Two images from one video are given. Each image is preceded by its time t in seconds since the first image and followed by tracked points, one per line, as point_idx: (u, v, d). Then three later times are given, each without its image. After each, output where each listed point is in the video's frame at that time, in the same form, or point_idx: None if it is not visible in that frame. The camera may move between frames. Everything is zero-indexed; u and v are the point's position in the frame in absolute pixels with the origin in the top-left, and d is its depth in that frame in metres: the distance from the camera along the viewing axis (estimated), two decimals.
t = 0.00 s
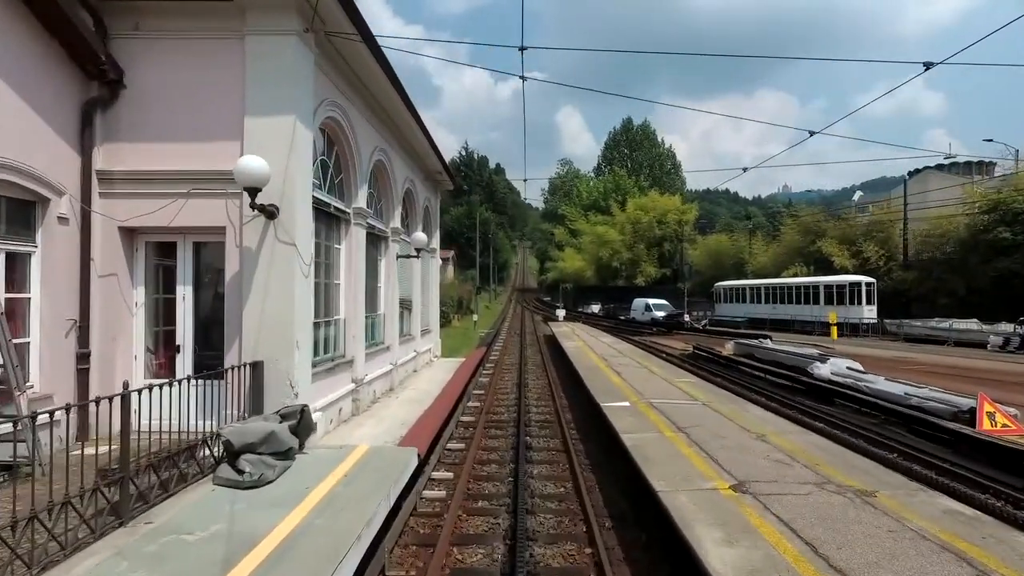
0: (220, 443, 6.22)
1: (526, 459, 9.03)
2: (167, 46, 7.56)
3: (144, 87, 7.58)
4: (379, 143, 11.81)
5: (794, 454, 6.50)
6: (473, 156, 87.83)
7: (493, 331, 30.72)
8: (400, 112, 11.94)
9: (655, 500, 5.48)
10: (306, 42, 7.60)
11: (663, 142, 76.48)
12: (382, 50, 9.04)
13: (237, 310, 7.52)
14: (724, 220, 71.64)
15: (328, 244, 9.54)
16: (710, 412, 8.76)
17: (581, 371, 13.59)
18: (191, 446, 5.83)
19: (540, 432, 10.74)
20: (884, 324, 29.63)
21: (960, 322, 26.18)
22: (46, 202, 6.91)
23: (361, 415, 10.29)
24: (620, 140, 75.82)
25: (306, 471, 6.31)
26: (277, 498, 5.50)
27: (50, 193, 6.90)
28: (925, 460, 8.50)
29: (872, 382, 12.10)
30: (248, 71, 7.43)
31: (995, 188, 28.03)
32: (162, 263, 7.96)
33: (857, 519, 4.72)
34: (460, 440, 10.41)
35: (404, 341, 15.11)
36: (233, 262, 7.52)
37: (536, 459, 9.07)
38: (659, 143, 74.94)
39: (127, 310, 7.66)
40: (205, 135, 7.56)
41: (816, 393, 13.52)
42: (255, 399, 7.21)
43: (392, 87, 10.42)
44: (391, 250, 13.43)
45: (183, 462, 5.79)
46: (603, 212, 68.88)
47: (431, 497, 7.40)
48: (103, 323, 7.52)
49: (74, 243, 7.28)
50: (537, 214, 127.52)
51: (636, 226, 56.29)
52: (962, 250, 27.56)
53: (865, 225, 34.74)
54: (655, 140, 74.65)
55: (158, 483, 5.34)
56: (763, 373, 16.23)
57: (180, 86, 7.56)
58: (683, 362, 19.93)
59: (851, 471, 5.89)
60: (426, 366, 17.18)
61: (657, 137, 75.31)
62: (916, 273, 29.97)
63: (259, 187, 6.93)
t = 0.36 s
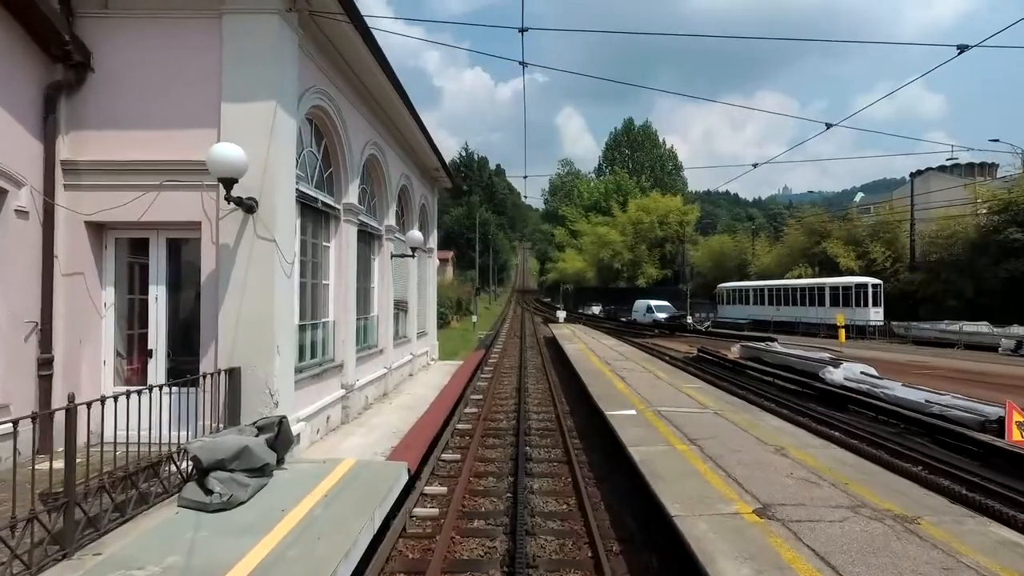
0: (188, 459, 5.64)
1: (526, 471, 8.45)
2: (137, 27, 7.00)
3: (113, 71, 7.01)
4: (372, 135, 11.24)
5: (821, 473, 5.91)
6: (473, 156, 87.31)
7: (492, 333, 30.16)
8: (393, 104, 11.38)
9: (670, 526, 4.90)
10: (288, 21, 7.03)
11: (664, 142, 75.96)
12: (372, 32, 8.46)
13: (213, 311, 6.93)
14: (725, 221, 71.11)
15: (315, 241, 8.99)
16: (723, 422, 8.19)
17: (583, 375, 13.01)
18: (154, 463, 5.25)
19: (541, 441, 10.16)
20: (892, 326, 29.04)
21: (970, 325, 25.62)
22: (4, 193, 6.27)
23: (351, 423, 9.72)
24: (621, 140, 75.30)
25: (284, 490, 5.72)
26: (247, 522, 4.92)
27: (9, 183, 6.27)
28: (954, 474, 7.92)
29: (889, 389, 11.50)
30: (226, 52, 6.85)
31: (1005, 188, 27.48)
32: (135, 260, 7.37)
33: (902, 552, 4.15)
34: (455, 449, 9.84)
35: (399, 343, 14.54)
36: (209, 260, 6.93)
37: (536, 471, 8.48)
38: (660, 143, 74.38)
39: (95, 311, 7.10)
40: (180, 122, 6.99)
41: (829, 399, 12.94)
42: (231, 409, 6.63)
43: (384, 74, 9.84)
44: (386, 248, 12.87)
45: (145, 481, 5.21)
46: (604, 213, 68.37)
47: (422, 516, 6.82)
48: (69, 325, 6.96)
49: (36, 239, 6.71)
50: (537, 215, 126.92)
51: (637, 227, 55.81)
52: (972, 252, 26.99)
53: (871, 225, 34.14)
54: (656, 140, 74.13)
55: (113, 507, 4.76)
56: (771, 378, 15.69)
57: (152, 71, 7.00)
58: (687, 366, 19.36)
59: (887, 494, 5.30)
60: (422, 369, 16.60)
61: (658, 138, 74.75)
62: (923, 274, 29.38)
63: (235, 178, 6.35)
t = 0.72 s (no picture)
0: (128, 482, 4.98)
1: (511, 486, 7.85)
2: None
3: (54, 45, 6.30)
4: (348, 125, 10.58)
5: (835, 493, 5.40)
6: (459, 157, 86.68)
7: (477, 336, 29.50)
8: (371, 93, 10.75)
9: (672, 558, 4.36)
10: None
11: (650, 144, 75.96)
12: (344, 9, 7.82)
13: (164, 314, 6.25)
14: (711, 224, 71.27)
15: (283, 238, 8.32)
16: (721, 433, 7.66)
17: (571, 381, 12.45)
18: (84, 488, 4.63)
19: (527, 452, 9.56)
20: (878, 329, 28.96)
21: (957, 328, 25.56)
22: None
23: (323, 434, 9.04)
24: (607, 142, 75.15)
25: (238, 517, 5.07)
26: (190, 558, 4.27)
27: None
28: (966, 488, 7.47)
29: (888, 395, 11.11)
30: (179, 26, 6.16)
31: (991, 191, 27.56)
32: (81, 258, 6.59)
33: None
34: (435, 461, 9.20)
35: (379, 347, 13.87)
36: (159, 257, 6.24)
37: (522, 486, 7.88)
38: (647, 145, 74.35)
39: (34, 313, 6.38)
40: (128, 104, 6.30)
41: (824, 405, 12.53)
42: (183, 423, 5.95)
43: (359, 57, 9.19)
44: (364, 247, 12.21)
45: (73, 509, 4.56)
46: (590, 215, 68.07)
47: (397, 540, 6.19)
48: (2, 328, 6.24)
49: None
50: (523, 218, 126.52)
51: (623, 228, 55.62)
52: (958, 255, 27.00)
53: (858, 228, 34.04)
54: (642, 142, 74.09)
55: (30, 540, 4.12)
56: (763, 383, 15.26)
57: (98, 47, 6.30)
58: (677, 370, 18.91)
59: (911, 518, 4.81)
60: (403, 374, 15.93)
61: (645, 139, 74.73)
62: (910, 277, 29.35)
63: (188, 165, 5.69)
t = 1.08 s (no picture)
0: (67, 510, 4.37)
1: (506, 502, 7.26)
2: None
3: None
4: (333, 116, 9.98)
5: (867, 518, 4.85)
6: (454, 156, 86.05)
7: (470, 337, 28.88)
8: (357, 81, 10.12)
9: None
10: None
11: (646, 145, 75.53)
12: None
13: (121, 317, 5.62)
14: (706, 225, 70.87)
15: (258, 233, 7.70)
16: (732, 445, 7.12)
17: (569, 386, 11.88)
18: (10, 520, 4.01)
19: (523, 463, 8.96)
20: (878, 331, 28.57)
21: (958, 330, 25.16)
22: None
23: (304, 445, 8.43)
24: (603, 142, 74.69)
25: (194, 548, 4.45)
26: None
27: None
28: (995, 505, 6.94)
29: (901, 401, 10.59)
30: None
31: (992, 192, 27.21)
32: (32, 254, 5.88)
33: None
34: (424, 473, 8.61)
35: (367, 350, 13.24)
36: (116, 254, 5.62)
37: (517, 502, 7.27)
38: (643, 145, 73.94)
39: None
40: (80, 83, 5.70)
41: (832, 412, 12.01)
42: (140, 437, 5.34)
43: (344, 42, 8.59)
44: (351, 245, 11.59)
45: None
46: (586, 215, 67.56)
47: (380, 567, 5.60)
48: None
49: None
50: (518, 218, 125.89)
51: (619, 229, 55.14)
52: (960, 256, 26.63)
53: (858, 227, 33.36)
54: (638, 142, 73.66)
55: None
56: (767, 387, 14.71)
57: (48, 20, 5.69)
58: (676, 373, 18.38)
59: (957, 551, 4.25)
60: (393, 378, 15.30)
61: (640, 140, 74.33)
62: (909, 278, 28.97)
63: (144, 150, 5.08)
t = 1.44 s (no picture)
0: None
1: (504, 521, 6.66)
2: None
3: None
4: (319, 104, 9.41)
5: (915, 550, 4.25)
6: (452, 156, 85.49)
7: (468, 339, 28.26)
8: (346, 67, 9.49)
9: None
10: None
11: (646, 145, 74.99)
12: None
13: (72, 320, 5.00)
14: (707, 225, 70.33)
15: (234, 228, 7.10)
16: (751, 460, 6.53)
17: (570, 392, 11.28)
18: None
19: (523, 476, 8.34)
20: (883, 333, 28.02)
21: (967, 332, 24.62)
22: None
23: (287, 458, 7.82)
24: (603, 142, 74.13)
25: None
26: None
27: None
28: None
29: (922, 409, 10.00)
30: None
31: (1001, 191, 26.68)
32: None
33: None
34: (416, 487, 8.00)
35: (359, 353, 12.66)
36: (68, 250, 5.01)
37: (516, 522, 6.66)
38: (643, 145, 73.40)
39: None
40: (29, 59, 5.09)
41: (847, 419, 11.42)
42: (91, 456, 4.72)
43: (329, 23, 8.01)
44: (341, 242, 10.97)
45: None
46: (585, 215, 66.99)
47: None
48: None
49: None
50: (516, 219, 125.33)
51: (619, 229, 54.58)
52: (968, 256, 26.10)
53: (861, 228, 32.98)
54: (637, 142, 73.11)
55: None
56: (777, 393, 14.13)
57: None
58: (680, 377, 17.79)
59: None
60: (387, 383, 14.68)
61: (640, 140, 73.80)
62: (915, 279, 28.44)
63: (95, 131, 4.49)
